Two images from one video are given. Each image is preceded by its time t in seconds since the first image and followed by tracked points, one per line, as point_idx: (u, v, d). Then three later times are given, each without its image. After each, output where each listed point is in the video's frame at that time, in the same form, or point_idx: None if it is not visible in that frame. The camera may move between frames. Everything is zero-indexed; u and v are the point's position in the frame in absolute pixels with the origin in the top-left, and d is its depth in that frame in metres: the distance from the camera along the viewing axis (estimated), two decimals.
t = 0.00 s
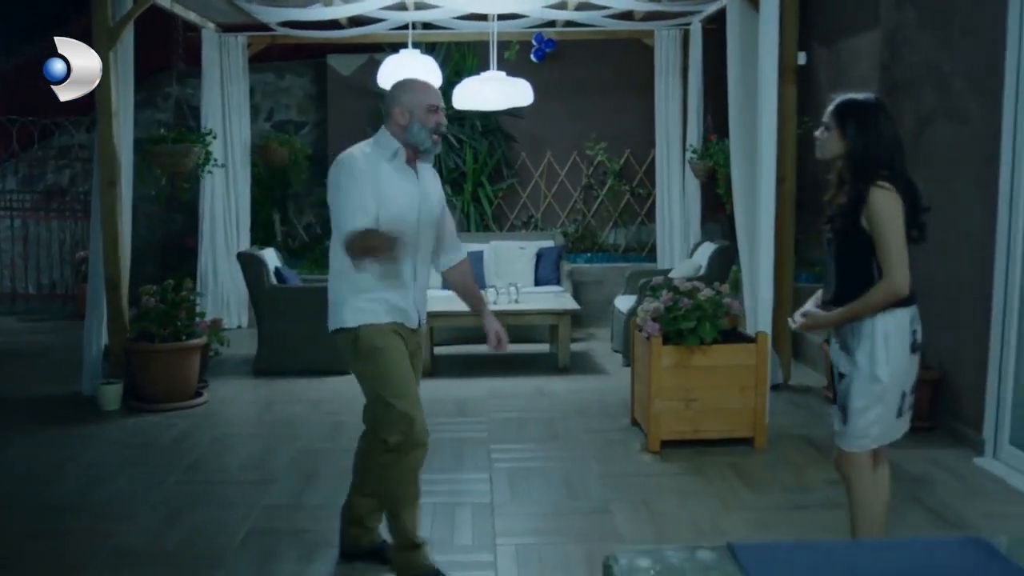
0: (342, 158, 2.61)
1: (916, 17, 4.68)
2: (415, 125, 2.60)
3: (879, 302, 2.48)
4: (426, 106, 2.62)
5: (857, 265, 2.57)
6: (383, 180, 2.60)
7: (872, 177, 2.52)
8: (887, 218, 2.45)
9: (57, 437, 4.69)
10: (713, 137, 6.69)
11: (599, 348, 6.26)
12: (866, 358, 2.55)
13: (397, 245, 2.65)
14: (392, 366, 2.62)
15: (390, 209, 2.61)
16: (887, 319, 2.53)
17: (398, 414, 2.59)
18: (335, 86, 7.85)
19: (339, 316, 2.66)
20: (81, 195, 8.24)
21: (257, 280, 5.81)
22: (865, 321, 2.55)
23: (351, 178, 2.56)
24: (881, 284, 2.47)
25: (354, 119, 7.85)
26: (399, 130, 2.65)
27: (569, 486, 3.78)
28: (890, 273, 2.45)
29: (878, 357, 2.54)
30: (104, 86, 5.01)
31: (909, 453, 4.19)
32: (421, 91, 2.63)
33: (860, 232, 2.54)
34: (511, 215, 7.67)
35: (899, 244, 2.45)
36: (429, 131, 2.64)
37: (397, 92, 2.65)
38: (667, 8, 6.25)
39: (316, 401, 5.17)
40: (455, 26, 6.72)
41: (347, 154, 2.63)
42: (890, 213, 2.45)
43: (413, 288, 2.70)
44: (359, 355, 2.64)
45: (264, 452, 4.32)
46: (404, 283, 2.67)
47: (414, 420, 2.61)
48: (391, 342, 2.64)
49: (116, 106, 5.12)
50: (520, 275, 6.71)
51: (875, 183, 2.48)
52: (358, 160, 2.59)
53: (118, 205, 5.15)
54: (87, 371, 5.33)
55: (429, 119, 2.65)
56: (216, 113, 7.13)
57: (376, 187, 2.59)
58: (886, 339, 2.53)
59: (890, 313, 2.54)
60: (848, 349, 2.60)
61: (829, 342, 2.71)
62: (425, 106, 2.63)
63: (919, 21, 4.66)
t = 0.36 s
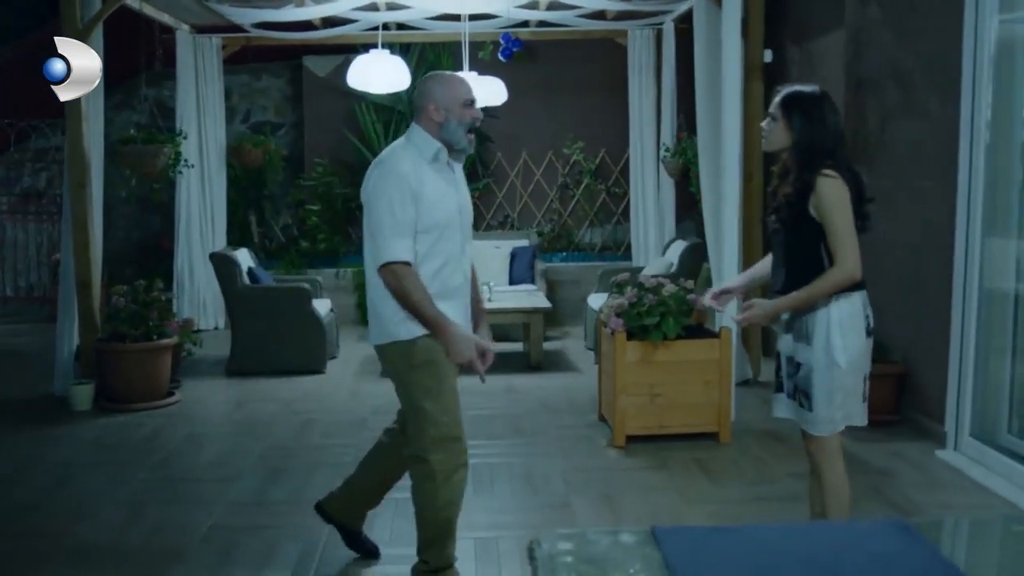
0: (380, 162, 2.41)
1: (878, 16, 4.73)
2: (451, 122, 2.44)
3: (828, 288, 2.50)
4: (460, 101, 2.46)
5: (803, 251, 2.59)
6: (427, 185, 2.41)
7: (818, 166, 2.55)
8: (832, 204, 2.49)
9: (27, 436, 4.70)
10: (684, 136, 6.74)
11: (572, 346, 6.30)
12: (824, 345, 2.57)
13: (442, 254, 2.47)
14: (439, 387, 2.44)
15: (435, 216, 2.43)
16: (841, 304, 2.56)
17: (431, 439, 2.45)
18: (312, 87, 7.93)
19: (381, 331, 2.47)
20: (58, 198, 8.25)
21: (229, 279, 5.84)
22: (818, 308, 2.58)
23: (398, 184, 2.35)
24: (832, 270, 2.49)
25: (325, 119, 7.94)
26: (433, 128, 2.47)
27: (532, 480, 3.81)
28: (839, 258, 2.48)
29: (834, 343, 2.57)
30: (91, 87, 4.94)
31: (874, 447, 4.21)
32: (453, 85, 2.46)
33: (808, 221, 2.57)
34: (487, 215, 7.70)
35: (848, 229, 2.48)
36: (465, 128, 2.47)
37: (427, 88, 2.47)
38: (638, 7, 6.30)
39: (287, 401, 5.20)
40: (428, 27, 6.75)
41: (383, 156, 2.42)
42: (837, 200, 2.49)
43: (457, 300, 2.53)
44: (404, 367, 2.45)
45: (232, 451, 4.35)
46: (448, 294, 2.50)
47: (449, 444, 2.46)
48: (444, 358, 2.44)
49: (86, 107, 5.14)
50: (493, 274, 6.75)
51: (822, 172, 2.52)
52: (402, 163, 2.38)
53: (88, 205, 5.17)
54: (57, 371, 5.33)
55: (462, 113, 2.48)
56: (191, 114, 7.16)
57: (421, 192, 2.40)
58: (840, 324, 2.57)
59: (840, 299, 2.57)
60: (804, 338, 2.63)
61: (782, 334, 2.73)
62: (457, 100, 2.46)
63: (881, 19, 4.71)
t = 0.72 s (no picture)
0: (399, 143, 2.33)
1: (853, 15, 4.77)
2: (475, 105, 2.37)
3: (803, 283, 2.49)
4: (487, 82, 2.38)
5: (774, 245, 2.57)
6: (447, 165, 2.36)
7: (786, 160, 2.54)
8: (804, 199, 2.48)
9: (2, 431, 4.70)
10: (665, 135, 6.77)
11: (552, 344, 6.33)
12: (801, 340, 2.57)
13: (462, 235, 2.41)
14: (437, 373, 2.41)
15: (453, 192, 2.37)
16: (814, 299, 2.57)
17: (418, 419, 2.41)
18: (295, 87, 8.04)
19: (405, 315, 2.42)
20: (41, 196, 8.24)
21: (209, 276, 5.87)
22: (795, 302, 2.58)
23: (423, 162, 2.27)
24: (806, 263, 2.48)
25: (307, 118, 8.07)
26: (456, 111, 2.41)
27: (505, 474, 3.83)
28: (813, 252, 2.47)
29: (811, 337, 2.57)
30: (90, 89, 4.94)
31: (846, 442, 4.23)
32: (479, 68, 2.37)
33: (776, 215, 2.56)
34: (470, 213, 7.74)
35: (820, 224, 2.48)
36: (489, 112, 2.41)
37: (452, 70, 2.39)
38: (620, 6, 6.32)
39: (266, 396, 5.22)
40: (411, 26, 6.76)
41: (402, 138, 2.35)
42: (807, 194, 2.48)
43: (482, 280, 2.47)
44: (408, 351, 2.43)
45: (207, 446, 4.36)
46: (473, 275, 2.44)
47: (438, 428, 2.43)
48: (446, 346, 2.42)
49: (65, 103, 5.15)
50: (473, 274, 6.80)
51: (790, 165, 2.51)
52: (422, 143, 2.31)
53: (67, 201, 5.17)
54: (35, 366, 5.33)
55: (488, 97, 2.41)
56: (174, 111, 7.19)
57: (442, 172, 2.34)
58: (815, 318, 2.57)
59: (814, 293, 2.57)
60: (779, 333, 2.62)
61: (755, 330, 2.72)
62: (484, 84, 2.38)
63: (855, 18, 4.74)
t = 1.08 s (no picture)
0: (461, 146, 2.43)
1: (838, 17, 4.79)
2: (551, 120, 2.46)
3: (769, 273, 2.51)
4: (565, 101, 2.48)
5: (751, 240, 2.60)
6: (504, 171, 2.42)
7: (769, 158, 2.55)
8: (781, 195, 2.50)
9: None
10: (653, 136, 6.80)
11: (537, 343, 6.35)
12: (783, 339, 2.58)
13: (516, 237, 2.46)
14: (486, 360, 2.45)
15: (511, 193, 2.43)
16: (795, 297, 2.58)
17: (468, 402, 2.45)
18: (286, 84, 8.07)
19: (450, 308, 2.49)
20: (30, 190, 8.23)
21: (195, 271, 5.90)
22: (773, 296, 2.59)
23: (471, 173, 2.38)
24: (774, 255, 2.50)
25: (297, 116, 8.09)
26: (531, 122, 2.49)
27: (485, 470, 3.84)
28: (782, 246, 2.49)
29: (793, 335, 2.58)
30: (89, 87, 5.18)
31: (825, 442, 4.24)
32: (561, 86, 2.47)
33: (759, 212, 2.59)
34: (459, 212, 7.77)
35: (794, 219, 2.50)
36: (563, 129, 2.50)
37: (535, 84, 2.48)
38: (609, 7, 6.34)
39: (250, 391, 5.23)
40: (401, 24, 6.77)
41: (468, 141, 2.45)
42: (787, 190, 2.50)
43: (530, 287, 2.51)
44: (457, 342, 2.48)
45: (189, 440, 4.36)
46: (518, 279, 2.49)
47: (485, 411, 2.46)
48: (495, 338, 2.47)
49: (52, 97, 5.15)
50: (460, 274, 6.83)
51: (772, 163, 2.53)
52: (479, 150, 2.40)
53: (53, 194, 5.17)
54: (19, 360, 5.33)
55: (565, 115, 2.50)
56: (163, 108, 7.22)
57: (494, 180, 2.41)
58: (797, 314, 2.58)
59: (794, 289, 2.59)
60: (762, 329, 2.63)
61: (742, 324, 2.73)
62: (563, 102, 2.48)
63: (840, 19, 4.76)
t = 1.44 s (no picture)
0: (486, 139, 2.44)
1: (820, 19, 4.80)
2: (576, 120, 2.49)
3: (761, 274, 2.57)
4: (590, 99, 2.50)
5: (742, 242, 2.64)
6: (523, 172, 2.45)
7: (761, 161, 2.59)
8: (774, 198, 2.55)
9: None
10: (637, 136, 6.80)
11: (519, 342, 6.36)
12: (760, 336, 2.64)
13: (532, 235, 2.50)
14: (490, 354, 2.50)
15: (527, 193, 2.47)
16: (778, 295, 2.63)
17: (471, 396, 2.52)
18: (270, 81, 8.05)
19: (455, 297, 2.52)
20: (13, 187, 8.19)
21: (177, 269, 5.91)
22: (759, 293, 2.65)
23: (495, 172, 2.40)
24: (774, 257, 2.56)
25: (282, 114, 8.08)
26: (553, 118, 2.51)
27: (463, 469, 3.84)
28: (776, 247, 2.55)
29: (772, 332, 2.63)
30: (89, 88, 5.55)
31: (803, 442, 4.26)
32: (588, 84, 2.49)
33: (751, 214, 2.62)
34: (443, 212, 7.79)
35: (788, 221, 2.55)
36: (584, 125, 2.53)
37: (561, 80, 2.49)
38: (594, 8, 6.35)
39: (231, 389, 5.23)
40: (386, 22, 6.76)
41: (491, 135, 2.46)
42: (779, 193, 2.55)
43: (537, 287, 2.55)
44: (461, 332, 2.53)
45: (167, 437, 4.36)
46: (526, 278, 2.52)
47: (487, 405, 2.53)
48: (500, 331, 2.50)
49: (33, 93, 5.13)
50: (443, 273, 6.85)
51: (764, 166, 2.56)
52: (503, 147, 2.42)
53: (33, 190, 5.15)
54: None
55: (587, 111, 2.53)
56: (147, 104, 7.22)
57: (513, 179, 2.45)
58: (778, 312, 2.63)
59: (780, 288, 2.64)
60: (744, 324, 2.69)
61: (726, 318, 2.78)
62: (587, 99, 2.50)
63: (822, 21, 4.78)
